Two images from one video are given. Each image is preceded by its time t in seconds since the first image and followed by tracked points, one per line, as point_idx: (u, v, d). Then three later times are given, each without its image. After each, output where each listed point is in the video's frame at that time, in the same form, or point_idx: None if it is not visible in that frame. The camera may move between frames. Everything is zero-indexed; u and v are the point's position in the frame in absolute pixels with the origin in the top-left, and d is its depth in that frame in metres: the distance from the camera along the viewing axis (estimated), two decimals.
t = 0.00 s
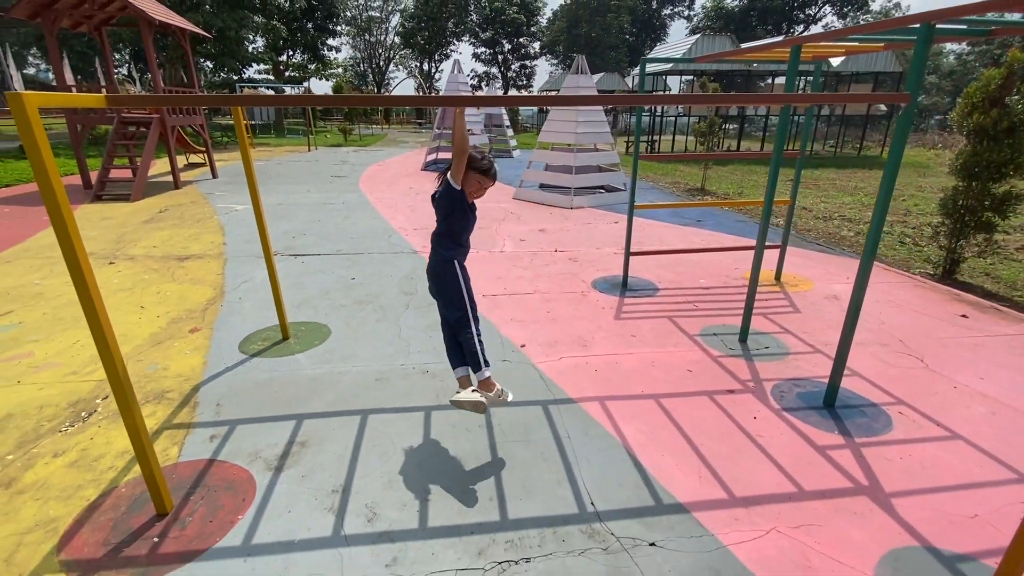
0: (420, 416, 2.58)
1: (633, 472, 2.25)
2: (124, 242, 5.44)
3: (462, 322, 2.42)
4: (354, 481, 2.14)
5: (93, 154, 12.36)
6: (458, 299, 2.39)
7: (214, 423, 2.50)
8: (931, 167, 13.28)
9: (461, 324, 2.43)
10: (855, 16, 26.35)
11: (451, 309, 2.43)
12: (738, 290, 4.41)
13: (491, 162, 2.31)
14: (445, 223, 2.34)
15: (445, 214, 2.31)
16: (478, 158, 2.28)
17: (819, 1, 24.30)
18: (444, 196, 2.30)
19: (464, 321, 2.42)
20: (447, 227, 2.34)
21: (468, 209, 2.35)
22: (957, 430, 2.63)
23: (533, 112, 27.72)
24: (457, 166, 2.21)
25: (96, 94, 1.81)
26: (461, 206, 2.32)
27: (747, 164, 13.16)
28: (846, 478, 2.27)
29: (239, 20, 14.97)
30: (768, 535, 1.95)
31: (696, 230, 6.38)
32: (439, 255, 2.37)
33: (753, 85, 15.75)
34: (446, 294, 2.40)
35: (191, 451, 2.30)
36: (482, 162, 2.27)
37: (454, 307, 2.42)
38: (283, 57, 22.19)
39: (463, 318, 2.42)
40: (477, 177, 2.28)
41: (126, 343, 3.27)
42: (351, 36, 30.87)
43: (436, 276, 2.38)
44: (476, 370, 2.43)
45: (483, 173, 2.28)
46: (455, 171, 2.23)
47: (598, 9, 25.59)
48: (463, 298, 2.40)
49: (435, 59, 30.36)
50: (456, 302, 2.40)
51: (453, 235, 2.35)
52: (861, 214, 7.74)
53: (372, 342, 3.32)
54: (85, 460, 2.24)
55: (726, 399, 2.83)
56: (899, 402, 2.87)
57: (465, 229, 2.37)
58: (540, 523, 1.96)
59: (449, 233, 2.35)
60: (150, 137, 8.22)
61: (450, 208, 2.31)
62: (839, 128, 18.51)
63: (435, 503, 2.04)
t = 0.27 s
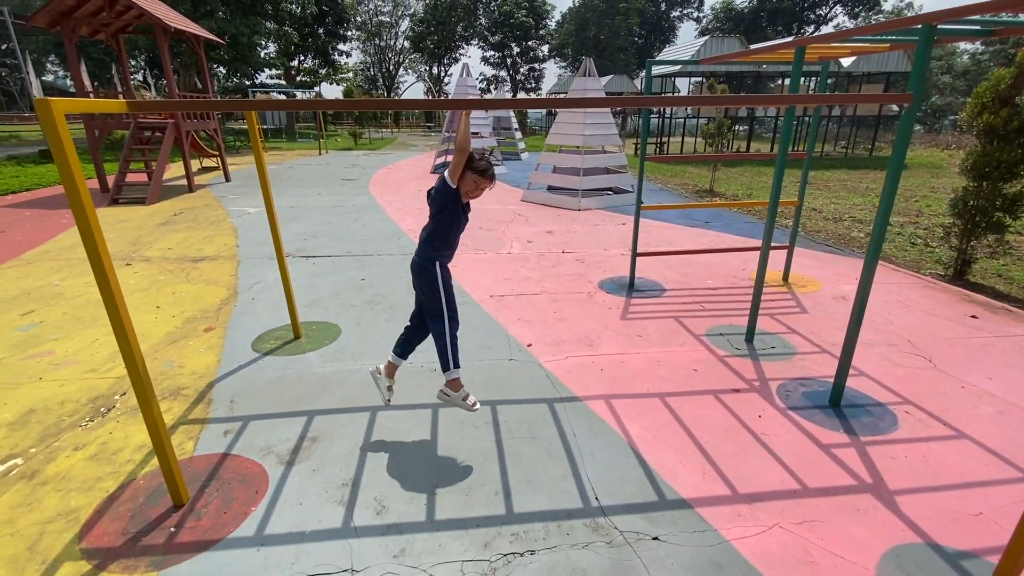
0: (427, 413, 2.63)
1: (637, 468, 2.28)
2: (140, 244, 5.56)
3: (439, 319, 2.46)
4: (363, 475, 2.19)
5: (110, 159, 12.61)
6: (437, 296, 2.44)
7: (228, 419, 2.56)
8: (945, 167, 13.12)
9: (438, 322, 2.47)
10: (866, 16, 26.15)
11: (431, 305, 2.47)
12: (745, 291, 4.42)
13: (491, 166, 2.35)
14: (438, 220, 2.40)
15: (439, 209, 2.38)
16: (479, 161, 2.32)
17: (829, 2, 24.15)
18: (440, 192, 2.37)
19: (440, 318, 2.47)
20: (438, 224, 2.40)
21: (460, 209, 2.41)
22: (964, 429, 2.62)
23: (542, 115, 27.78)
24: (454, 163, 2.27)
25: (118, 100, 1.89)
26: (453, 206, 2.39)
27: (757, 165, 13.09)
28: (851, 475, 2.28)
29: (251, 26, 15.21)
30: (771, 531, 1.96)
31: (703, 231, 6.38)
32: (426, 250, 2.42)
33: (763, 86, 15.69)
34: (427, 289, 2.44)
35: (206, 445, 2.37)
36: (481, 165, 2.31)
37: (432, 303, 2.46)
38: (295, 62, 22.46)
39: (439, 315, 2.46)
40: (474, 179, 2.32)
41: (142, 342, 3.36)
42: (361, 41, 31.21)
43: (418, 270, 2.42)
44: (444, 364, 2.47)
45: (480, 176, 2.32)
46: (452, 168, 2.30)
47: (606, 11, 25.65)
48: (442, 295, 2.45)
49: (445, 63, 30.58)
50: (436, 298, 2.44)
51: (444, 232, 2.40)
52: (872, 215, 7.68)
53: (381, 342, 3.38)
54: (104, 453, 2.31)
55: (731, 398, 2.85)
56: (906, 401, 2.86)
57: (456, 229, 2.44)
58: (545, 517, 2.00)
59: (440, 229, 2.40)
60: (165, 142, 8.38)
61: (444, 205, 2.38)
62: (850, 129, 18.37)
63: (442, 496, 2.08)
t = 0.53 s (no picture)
0: (434, 412, 2.65)
1: (642, 467, 2.28)
2: (151, 247, 5.63)
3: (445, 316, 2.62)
4: (370, 473, 2.21)
5: (121, 163, 12.78)
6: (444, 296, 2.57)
7: (237, 418, 2.60)
8: (954, 168, 13.02)
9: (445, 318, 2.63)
10: (874, 16, 26.02)
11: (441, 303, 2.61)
12: (751, 292, 4.41)
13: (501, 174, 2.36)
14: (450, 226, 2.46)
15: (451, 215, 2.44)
16: (490, 168, 2.34)
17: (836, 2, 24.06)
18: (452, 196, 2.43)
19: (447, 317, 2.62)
20: (449, 228, 2.47)
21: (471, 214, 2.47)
22: (972, 430, 2.60)
23: (547, 117, 27.82)
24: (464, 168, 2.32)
25: (131, 104, 1.92)
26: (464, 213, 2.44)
27: (763, 166, 13.04)
28: (857, 475, 2.27)
29: (259, 31, 15.36)
30: (776, 530, 1.96)
31: (709, 232, 6.38)
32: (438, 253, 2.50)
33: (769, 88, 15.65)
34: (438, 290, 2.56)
35: (216, 444, 2.40)
36: (490, 171, 2.33)
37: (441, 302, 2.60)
38: (302, 66, 22.66)
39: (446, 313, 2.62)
40: (484, 185, 2.36)
41: (153, 342, 3.40)
42: (368, 45, 31.44)
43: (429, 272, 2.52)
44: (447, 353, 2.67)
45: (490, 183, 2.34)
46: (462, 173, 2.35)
47: (612, 14, 25.69)
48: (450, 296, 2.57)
49: (450, 66, 30.73)
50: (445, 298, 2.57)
51: (453, 237, 2.46)
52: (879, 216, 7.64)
53: (388, 342, 3.41)
54: (116, 452, 2.34)
55: (737, 398, 2.85)
56: (914, 401, 2.85)
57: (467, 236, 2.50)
58: (551, 515, 2.01)
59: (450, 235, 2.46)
60: (175, 146, 8.48)
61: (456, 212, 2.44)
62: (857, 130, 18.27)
63: (448, 494, 2.10)
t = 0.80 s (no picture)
0: (435, 415, 2.65)
1: (644, 471, 2.28)
2: (155, 252, 5.67)
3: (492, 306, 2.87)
4: (372, 476, 2.21)
5: (125, 168, 12.86)
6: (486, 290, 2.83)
7: (239, 422, 2.60)
8: (959, 168, 12.94)
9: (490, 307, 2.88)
10: (876, 17, 25.95)
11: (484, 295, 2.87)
12: (753, 294, 4.40)
13: (502, 163, 2.57)
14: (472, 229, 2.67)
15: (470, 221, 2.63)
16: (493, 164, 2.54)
17: (838, 3, 24.03)
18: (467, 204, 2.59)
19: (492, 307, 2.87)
20: (470, 232, 2.67)
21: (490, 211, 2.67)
22: (977, 432, 2.58)
23: (550, 120, 27.83)
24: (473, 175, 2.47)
25: (134, 111, 1.94)
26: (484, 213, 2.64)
27: (766, 168, 13.00)
28: (861, 478, 2.25)
29: (262, 36, 15.45)
30: (779, 534, 1.95)
31: (711, 234, 6.36)
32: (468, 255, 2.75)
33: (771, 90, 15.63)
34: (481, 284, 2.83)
35: (217, 448, 2.41)
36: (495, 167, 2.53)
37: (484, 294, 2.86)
38: (304, 71, 22.77)
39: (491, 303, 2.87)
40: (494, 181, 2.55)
41: (155, 346, 3.41)
42: (370, 49, 31.60)
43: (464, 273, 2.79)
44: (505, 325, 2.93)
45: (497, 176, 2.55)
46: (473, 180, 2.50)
47: (613, 16, 25.70)
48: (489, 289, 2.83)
49: (452, 70, 30.83)
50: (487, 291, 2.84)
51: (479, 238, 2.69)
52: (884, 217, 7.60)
53: (390, 345, 3.42)
54: (119, 456, 2.35)
55: (739, 400, 2.84)
56: (918, 404, 2.82)
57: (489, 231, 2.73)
58: (552, 519, 2.01)
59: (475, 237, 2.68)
60: (179, 151, 8.53)
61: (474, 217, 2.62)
62: (860, 131, 18.22)
63: (449, 498, 2.10)
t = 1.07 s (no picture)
0: (433, 419, 2.65)
1: (642, 474, 2.27)
2: (155, 255, 5.68)
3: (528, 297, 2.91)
4: (370, 481, 2.21)
5: (126, 172, 12.89)
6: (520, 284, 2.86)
7: (237, 426, 2.60)
8: (958, 169, 12.92)
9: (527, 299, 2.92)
10: (875, 19, 25.96)
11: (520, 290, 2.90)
12: (753, 296, 4.40)
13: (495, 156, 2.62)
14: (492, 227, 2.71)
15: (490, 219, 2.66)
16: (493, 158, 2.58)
17: (837, 5, 24.05)
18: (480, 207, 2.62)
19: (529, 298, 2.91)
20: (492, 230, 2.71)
21: (505, 204, 2.71)
22: (977, 435, 2.57)
23: (549, 122, 27.85)
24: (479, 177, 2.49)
25: (133, 116, 1.95)
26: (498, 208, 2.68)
27: (765, 170, 13.00)
28: (860, 481, 2.25)
29: (262, 40, 15.48)
30: (777, 537, 1.95)
31: (711, 236, 6.37)
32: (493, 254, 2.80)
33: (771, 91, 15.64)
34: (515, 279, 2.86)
35: (216, 451, 2.41)
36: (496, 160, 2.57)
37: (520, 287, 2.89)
38: (304, 75, 22.83)
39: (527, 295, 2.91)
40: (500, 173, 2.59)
41: (155, 350, 3.42)
42: (370, 53, 31.68)
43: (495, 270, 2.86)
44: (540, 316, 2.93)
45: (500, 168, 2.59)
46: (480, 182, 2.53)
47: (612, 19, 25.73)
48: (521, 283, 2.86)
49: (452, 73, 30.89)
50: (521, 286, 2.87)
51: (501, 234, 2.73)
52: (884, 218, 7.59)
53: (389, 348, 3.42)
54: (119, 459, 2.36)
55: (738, 403, 2.84)
56: (917, 406, 2.82)
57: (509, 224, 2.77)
58: (550, 522, 2.00)
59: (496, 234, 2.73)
60: (179, 154, 8.54)
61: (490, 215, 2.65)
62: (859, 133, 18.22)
63: (447, 501, 2.10)
